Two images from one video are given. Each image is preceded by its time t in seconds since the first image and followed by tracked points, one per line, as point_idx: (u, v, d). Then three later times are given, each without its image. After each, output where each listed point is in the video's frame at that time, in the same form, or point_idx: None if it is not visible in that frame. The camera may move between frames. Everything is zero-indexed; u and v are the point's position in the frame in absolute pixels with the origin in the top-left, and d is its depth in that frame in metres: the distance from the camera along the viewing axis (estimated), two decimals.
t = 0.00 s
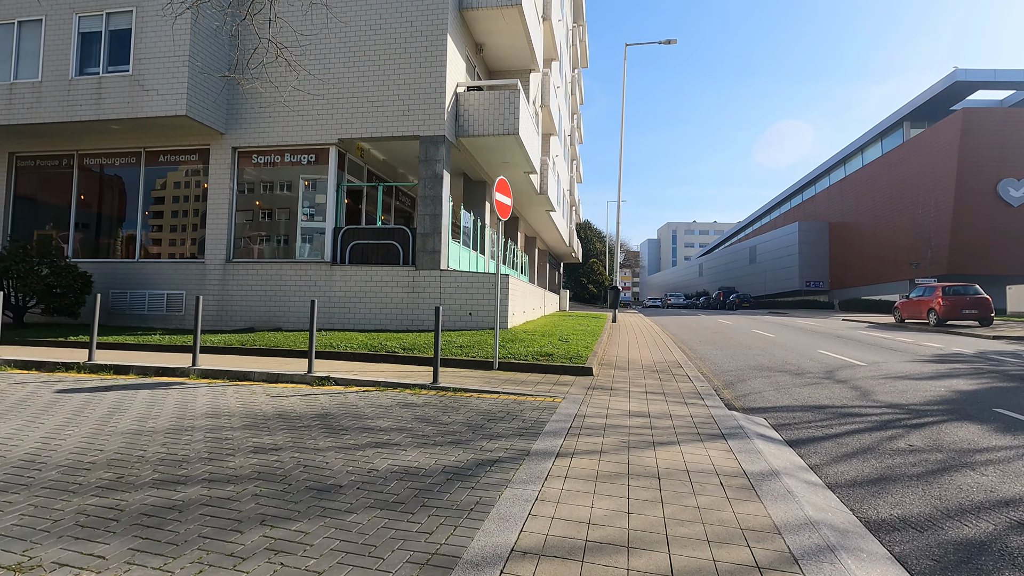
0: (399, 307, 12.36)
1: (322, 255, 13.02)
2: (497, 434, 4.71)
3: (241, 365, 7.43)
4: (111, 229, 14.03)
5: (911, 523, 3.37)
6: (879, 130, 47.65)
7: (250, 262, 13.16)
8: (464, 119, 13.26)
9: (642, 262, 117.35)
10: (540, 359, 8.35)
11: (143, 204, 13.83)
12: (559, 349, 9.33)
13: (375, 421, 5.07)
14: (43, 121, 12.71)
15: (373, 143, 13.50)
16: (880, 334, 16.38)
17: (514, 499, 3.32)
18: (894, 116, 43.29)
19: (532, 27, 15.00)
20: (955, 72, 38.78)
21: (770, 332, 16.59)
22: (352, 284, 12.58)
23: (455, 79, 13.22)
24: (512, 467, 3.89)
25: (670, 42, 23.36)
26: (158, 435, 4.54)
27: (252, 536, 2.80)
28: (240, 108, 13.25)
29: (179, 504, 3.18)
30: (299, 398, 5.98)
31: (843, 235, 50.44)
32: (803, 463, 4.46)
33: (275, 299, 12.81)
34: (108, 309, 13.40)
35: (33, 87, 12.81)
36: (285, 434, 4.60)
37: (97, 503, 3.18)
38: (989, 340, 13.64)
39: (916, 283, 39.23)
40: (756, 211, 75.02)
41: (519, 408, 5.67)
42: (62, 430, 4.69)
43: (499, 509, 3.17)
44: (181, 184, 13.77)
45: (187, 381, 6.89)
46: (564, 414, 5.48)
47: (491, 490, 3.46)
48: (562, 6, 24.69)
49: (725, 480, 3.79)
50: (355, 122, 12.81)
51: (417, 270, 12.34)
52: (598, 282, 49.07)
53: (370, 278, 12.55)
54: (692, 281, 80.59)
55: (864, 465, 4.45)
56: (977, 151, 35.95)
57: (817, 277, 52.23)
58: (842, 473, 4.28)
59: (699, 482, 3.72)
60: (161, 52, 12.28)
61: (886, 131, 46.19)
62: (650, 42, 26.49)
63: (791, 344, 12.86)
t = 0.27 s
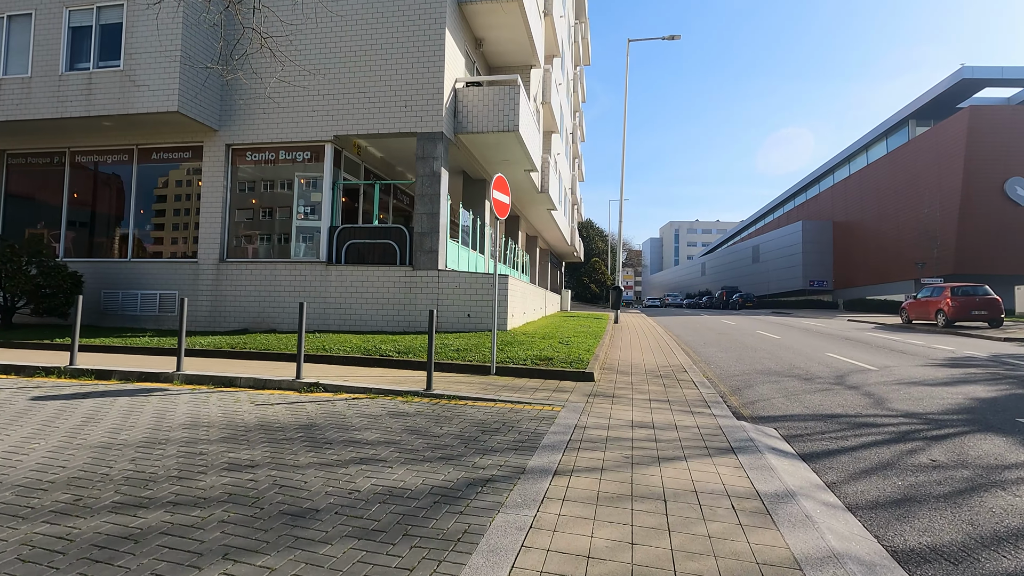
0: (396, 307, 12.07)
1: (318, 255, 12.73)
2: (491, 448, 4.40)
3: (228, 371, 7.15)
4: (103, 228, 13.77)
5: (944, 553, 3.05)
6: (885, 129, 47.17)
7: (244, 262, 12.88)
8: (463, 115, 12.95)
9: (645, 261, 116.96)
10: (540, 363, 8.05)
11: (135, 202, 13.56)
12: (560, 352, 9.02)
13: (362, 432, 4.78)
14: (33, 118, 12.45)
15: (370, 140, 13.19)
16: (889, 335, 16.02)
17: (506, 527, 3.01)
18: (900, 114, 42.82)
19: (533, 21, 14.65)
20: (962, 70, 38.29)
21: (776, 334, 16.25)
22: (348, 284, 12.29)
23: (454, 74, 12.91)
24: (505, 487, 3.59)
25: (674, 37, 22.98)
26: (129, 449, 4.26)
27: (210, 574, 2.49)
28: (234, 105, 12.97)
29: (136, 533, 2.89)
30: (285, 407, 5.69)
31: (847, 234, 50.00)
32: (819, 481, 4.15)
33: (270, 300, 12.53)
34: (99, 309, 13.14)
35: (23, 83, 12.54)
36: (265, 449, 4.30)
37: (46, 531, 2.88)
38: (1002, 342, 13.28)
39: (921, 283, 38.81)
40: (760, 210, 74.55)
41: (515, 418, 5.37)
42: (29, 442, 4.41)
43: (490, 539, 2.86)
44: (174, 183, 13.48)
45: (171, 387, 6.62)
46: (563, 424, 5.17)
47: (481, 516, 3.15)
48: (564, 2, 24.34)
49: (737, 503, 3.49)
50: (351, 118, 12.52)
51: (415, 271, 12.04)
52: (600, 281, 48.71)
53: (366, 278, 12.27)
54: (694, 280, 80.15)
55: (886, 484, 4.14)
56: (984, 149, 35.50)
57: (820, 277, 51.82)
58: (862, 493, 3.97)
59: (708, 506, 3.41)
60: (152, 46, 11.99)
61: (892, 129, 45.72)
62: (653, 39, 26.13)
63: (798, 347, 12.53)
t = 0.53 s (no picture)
0: (392, 307, 11.81)
1: (312, 253, 12.47)
2: (482, 458, 4.12)
3: (213, 372, 6.87)
4: (95, 226, 13.52)
5: None
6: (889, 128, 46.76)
7: (237, 260, 12.62)
8: (461, 110, 12.67)
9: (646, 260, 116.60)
10: (537, 365, 7.77)
11: (127, 199, 13.31)
12: (559, 353, 8.73)
13: (346, 440, 4.51)
14: (22, 112, 12.21)
15: (366, 136, 12.92)
16: (895, 336, 15.71)
17: (493, 549, 2.73)
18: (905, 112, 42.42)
19: (533, 15, 14.36)
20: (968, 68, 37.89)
21: (780, 334, 15.95)
22: (342, 283, 12.02)
23: (452, 69, 12.62)
24: (494, 503, 3.30)
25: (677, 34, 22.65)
26: (96, 457, 3.99)
27: None
28: (227, 100, 12.72)
29: (84, 555, 2.61)
30: (268, 411, 5.42)
31: (851, 234, 49.62)
32: (834, 494, 3.86)
33: (263, 299, 12.28)
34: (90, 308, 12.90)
35: (12, 77, 12.29)
36: (241, 457, 4.03)
37: None
38: (1012, 344, 12.95)
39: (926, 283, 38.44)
40: (762, 210, 74.15)
41: (509, 424, 5.08)
42: None
43: (474, 564, 2.58)
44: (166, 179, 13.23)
45: (152, 389, 6.34)
46: (559, 430, 4.89)
47: (467, 536, 2.87)
48: None
49: (747, 521, 3.20)
50: (346, 113, 12.25)
51: (411, 269, 11.77)
52: (601, 281, 48.39)
53: (361, 277, 12.00)
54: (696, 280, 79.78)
55: (906, 497, 3.85)
56: (990, 148, 35.12)
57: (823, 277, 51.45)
58: (881, 507, 3.68)
59: (715, 524, 3.12)
60: (143, 40, 11.75)
61: (896, 128, 45.31)
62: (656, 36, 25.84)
63: (803, 348, 12.22)
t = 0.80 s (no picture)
0: (385, 308, 11.52)
1: (304, 252, 12.18)
2: (468, 472, 3.83)
3: (194, 376, 6.59)
4: (83, 223, 13.25)
5: None
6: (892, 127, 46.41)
7: (228, 259, 12.34)
8: (456, 106, 12.38)
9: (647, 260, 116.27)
10: (532, 368, 7.48)
11: (116, 196, 13.03)
12: (555, 356, 8.43)
13: (323, 451, 4.21)
14: (8, 107, 11.93)
15: (360, 132, 12.63)
16: (900, 338, 15.38)
17: None
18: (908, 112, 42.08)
19: (532, 9, 14.03)
20: (972, 66, 37.53)
21: (783, 336, 15.63)
22: (335, 282, 11.74)
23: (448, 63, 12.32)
24: (477, 526, 3.01)
25: (678, 30, 22.36)
26: (51, 470, 3.70)
27: None
28: (218, 95, 12.44)
29: None
30: (245, 419, 5.13)
31: (853, 234, 49.28)
32: (847, 514, 3.56)
33: (253, 299, 12.00)
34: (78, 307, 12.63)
35: None
36: (209, 471, 3.73)
37: None
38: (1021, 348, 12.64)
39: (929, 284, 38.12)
40: (764, 211, 73.81)
41: (499, 433, 4.79)
42: None
43: None
44: (155, 176, 12.94)
45: (127, 394, 6.05)
46: (552, 441, 4.60)
47: (444, 567, 2.57)
48: None
49: (754, 547, 2.91)
50: (339, 108, 11.96)
51: (405, 269, 11.48)
52: (602, 280, 48.11)
53: (354, 276, 11.71)
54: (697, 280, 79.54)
55: (926, 517, 3.55)
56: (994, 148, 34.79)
57: (825, 277, 51.12)
58: (900, 529, 3.38)
59: (720, 551, 2.84)
60: (131, 33, 11.46)
61: (899, 127, 44.96)
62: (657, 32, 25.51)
63: (807, 350, 11.92)
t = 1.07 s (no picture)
0: (379, 308, 11.24)
1: (297, 251, 11.89)
2: (454, 487, 3.54)
3: (174, 380, 6.31)
4: (72, 222, 12.98)
5: None
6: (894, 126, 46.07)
7: (219, 258, 12.06)
8: (453, 101, 12.10)
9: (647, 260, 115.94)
10: (528, 371, 7.20)
11: (105, 194, 12.77)
12: (553, 358, 8.13)
13: (300, 463, 3.92)
14: None
15: (354, 128, 12.36)
16: (906, 340, 15.07)
17: None
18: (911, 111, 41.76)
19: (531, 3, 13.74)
20: (976, 65, 37.20)
21: (786, 337, 15.34)
22: (328, 282, 11.46)
23: (444, 58, 12.04)
24: (461, 550, 2.72)
25: (679, 26, 22.08)
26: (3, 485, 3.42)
27: None
28: (209, 90, 12.17)
29: None
30: (222, 426, 4.84)
31: (855, 234, 48.97)
32: (866, 534, 3.28)
33: (245, 299, 11.73)
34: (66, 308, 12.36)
35: None
36: (174, 486, 3.45)
37: None
38: None
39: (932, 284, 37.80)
40: (765, 210, 73.48)
41: (491, 442, 4.49)
42: None
43: None
44: (145, 173, 12.66)
45: (102, 399, 5.77)
46: (546, 451, 4.31)
47: None
48: None
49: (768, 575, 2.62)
50: (332, 104, 11.69)
51: (400, 268, 11.20)
52: (602, 280, 47.83)
53: (347, 276, 11.43)
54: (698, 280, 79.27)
55: (952, 537, 3.26)
56: (998, 147, 34.47)
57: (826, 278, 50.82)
58: (925, 551, 3.09)
59: None
60: (119, 26, 11.19)
61: (902, 127, 44.64)
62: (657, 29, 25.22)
63: (812, 352, 11.62)
